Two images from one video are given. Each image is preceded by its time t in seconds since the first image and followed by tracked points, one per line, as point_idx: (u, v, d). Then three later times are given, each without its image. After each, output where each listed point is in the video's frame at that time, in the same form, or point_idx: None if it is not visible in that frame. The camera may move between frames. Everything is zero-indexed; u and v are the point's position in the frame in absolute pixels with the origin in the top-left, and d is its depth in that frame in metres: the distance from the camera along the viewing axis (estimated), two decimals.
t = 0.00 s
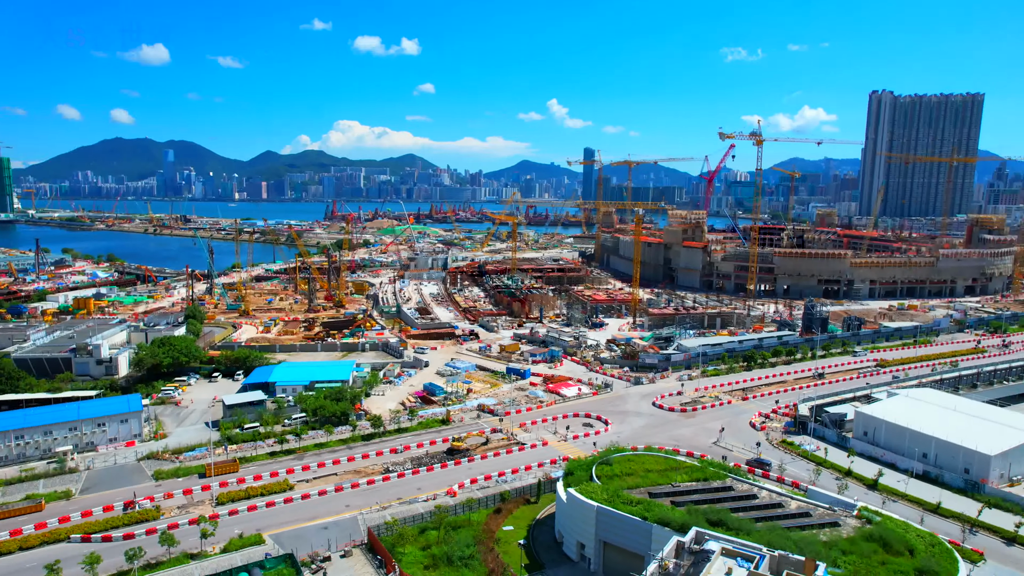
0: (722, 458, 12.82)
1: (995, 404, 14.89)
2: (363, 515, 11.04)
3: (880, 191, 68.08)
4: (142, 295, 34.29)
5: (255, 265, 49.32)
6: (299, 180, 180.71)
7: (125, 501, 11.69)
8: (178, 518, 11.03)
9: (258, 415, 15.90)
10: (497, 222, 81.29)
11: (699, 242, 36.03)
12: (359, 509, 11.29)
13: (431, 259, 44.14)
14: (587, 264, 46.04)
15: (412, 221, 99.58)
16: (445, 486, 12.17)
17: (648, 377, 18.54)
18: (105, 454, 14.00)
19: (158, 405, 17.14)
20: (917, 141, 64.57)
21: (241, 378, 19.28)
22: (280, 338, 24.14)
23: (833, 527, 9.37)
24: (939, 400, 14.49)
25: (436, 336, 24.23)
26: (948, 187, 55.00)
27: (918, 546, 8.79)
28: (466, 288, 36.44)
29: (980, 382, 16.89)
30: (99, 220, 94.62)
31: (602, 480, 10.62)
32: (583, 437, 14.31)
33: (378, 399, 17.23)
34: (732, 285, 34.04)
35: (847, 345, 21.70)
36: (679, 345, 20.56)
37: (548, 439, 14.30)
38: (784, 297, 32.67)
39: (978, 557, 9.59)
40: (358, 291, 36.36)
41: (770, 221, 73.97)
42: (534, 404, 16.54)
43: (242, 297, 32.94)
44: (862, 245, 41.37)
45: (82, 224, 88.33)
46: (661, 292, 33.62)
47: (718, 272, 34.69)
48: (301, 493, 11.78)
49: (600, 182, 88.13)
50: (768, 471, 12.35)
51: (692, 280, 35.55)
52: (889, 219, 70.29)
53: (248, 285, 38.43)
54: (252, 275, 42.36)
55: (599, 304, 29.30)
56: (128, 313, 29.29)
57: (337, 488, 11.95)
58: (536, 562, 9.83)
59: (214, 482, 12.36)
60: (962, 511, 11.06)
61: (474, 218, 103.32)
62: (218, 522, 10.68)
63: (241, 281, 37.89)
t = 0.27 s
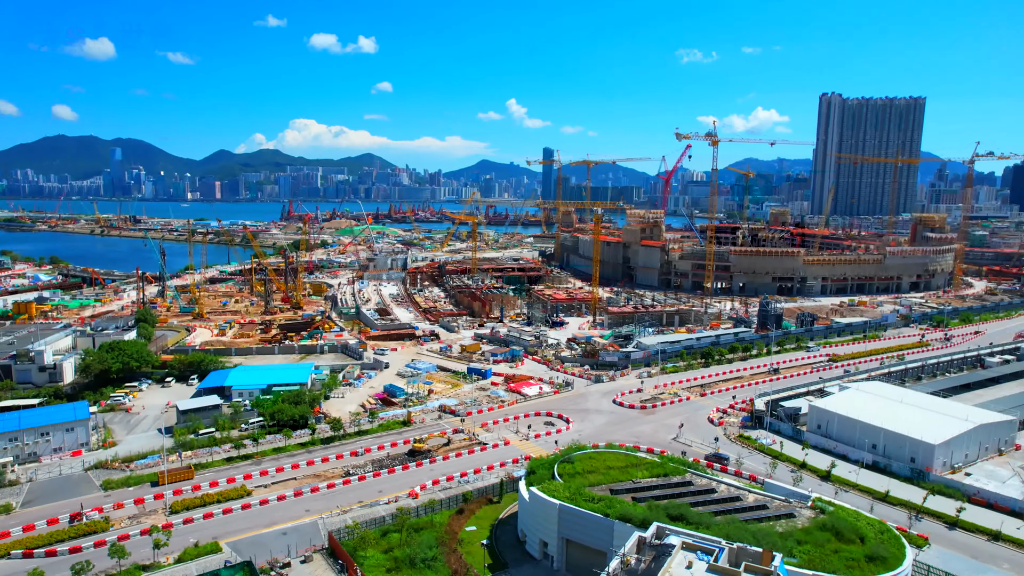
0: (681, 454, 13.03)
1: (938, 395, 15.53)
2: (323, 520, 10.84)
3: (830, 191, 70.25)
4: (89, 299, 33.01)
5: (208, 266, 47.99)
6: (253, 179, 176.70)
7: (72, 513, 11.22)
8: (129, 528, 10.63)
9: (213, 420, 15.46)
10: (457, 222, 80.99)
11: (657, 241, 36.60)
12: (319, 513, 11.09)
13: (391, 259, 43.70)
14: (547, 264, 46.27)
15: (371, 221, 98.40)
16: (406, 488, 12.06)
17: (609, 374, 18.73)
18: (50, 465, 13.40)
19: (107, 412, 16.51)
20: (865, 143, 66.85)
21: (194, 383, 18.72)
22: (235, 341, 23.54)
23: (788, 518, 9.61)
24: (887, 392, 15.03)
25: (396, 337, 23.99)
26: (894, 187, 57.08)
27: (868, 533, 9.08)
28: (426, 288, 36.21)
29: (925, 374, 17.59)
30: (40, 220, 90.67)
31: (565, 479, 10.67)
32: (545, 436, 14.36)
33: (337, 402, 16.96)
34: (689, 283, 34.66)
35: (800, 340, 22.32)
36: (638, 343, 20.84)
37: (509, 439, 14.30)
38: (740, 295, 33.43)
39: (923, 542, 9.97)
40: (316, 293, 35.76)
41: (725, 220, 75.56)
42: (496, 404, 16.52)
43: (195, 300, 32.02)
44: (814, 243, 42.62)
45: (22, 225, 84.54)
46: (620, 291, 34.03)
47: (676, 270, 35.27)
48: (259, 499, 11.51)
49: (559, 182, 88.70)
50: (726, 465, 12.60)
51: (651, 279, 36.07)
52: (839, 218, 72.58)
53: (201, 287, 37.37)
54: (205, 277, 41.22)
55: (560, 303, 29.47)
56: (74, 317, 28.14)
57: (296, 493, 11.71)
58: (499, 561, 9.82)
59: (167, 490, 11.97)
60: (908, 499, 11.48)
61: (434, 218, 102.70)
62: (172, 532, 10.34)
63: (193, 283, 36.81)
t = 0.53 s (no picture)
0: (641, 450, 13.19)
1: (886, 388, 16.10)
2: (282, 525, 10.61)
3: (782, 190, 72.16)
4: (31, 303, 31.58)
5: (159, 268, 46.52)
6: (206, 179, 171.97)
7: (14, 527, 10.69)
8: (76, 541, 10.19)
9: (165, 427, 14.96)
10: (417, 222, 80.40)
11: (616, 240, 37.02)
12: (278, 519, 10.85)
13: (350, 260, 43.07)
14: (508, 263, 46.31)
15: (329, 221, 96.91)
16: (367, 491, 11.89)
17: (569, 373, 18.85)
18: None
19: (51, 421, 15.82)
20: (815, 144, 68.90)
21: (145, 388, 18.09)
22: (188, 345, 22.85)
23: (746, 511, 9.82)
24: (838, 386, 15.51)
25: (356, 338, 23.66)
26: (843, 187, 59.00)
27: (821, 523, 9.34)
28: (386, 289, 35.81)
29: (873, 368, 18.24)
30: None
31: (527, 478, 10.68)
32: (507, 435, 14.36)
33: (296, 406, 16.62)
34: (648, 282, 35.16)
35: (756, 337, 22.86)
36: (598, 341, 21.02)
37: (471, 439, 14.24)
38: (697, 293, 34.05)
39: (872, 529, 10.31)
40: (273, 294, 34.98)
41: (682, 220, 76.90)
42: (457, 404, 16.44)
43: (146, 302, 30.96)
44: (768, 242, 43.72)
45: None
46: (580, 290, 34.28)
47: (635, 269, 35.70)
48: (215, 506, 11.18)
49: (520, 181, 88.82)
50: (686, 461, 12.81)
51: (610, 278, 36.45)
52: (791, 217, 74.63)
53: (152, 290, 36.16)
54: (156, 279, 39.91)
55: (521, 302, 29.51)
56: (15, 323, 26.87)
57: (254, 499, 11.43)
58: (462, 562, 9.76)
59: (116, 501, 11.52)
60: (859, 489, 11.86)
61: (393, 218, 101.70)
62: (122, 543, 9.95)
63: (144, 286, 35.59)
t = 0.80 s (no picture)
0: (603, 448, 13.29)
1: (837, 381, 16.61)
2: (240, 532, 10.32)
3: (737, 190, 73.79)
4: None
5: (107, 270, 44.84)
6: (156, 178, 166.67)
7: None
8: (19, 557, 9.69)
9: (114, 435, 14.39)
10: (376, 223, 79.49)
11: (576, 240, 37.27)
12: (235, 526, 10.55)
13: (307, 261, 42.28)
14: (468, 263, 46.16)
15: (285, 221, 94.94)
16: (327, 495, 11.66)
17: (531, 372, 18.87)
18: None
19: None
20: (768, 144, 70.66)
21: (92, 395, 17.38)
22: (139, 349, 22.07)
23: (705, 505, 9.98)
24: (792, 381, 15.92)
25: (314, 340, 23.22)
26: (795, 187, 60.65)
27: (778, 515, 9.55)
28: (345, 290, 35.27)
29: (825, 362, 18.79)
30: None
31: (490, 478, 10.63)
32: (468, 436, 14.28)
33: (252, 410, 16.20)
34: (608, 280, 35.50)
35: (713, 334, 23.31)
36: (559, 340, 21.11)
37: (433, 440, 14.12)
38: (656, 291, 34.54)
39: (826, 520, 10.59)
40: (228, 297, 34.07)
41: (641, 219, 77.93)
42: (419, 406, 16.28)
43: (92, 306, 29.78)
44: (724, 240, 44.64)
45: None
46: (541, 289, 34.38)
47: (594, 268, 35.99)
48: (169, 515, 10.79)
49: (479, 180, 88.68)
50: (646, 457, 12.95)
51: (570, 277, 36.67)
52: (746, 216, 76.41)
53: (99, 293, 34.82)
54: (104, 282, 38.45)
55: (481, 302, 29.44)
56: None
57: (209, 507, 11.08)
58: (425, 564, 9.65)
59: (63, 513, 11.02)
60: (813, 480, 12.18)
61: (351, 219, 100.32)
62: (69, 557, 9.52)
63: (90, 289, 34.24)
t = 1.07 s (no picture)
0: (564, 446, 13.33)
1: (791, 376, 17.04)
2: (196, 541, 9.98)
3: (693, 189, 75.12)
4: None
5: (50, 273, 42.95)
6: (101, 177, 160.64)
7: None
8: None
9: (60, 445, 13.75)
10: (334, 223, 78.23)
11: (536, 239, 37.34)
12: (190, 535, 10.19)
13: (263, 262, 41.30)
14: (428, 263, 45.81)
15: (240, 221, 92.61)
16: (286, 500, 11.38)
17: (492, 372, 18.82)
18: None
19: None
20: (723, 145, 72.12)
21: (36, 404, 16.58)
22: (86, 355, 21.19)
23: (666, 500, 10.09)
24: (748, 376, 16.27)
25: (271, 343, 22.68)
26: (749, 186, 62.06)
27: (736, 509, 9.71)
28: (302, 291, 34.58)
29: (779, 358, 19.27)
30: None
31: (452, 478, 10.53)
32: (430, 437, 14.15)
33: (207, 415, 15.71)
34: (568, 279, 35.68)
35: (671, 331, 23.65)
36: (520, 339, 21.11)
37: (394, 442, 13.93)
38: (615, 289, 34.87)
39: (782, 511, 10.83)
40: (180, 300, 33.01)
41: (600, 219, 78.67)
42: (379, 407, 16.05)
43: (35, 310, 28.45)
44: (682, 239, 45.38)
45: None
46: (501, 288, 34.33)
47: (554, 267, 36.12)
48: (119, 526, 10.37)
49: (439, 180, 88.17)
50: (607, 454, 13.04)
51: (531, 276, 36.74)
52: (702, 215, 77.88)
53: (42, 297, 33.30)
54: (47, 285, 36.81)
55: (442, 302, 29.24)
56: None
57: (163, 516, 10.69)
58: (387, 568, 9.50)
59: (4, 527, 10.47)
60: (770, 473, 12.45)
61: (308, 219, 98.52)
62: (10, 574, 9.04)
63: (33, 293, 32.73)
